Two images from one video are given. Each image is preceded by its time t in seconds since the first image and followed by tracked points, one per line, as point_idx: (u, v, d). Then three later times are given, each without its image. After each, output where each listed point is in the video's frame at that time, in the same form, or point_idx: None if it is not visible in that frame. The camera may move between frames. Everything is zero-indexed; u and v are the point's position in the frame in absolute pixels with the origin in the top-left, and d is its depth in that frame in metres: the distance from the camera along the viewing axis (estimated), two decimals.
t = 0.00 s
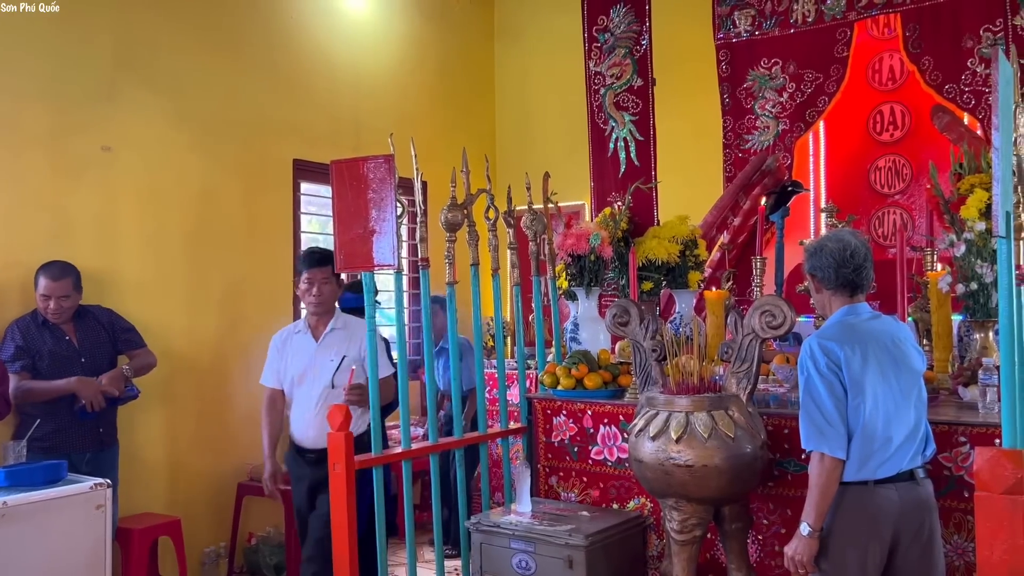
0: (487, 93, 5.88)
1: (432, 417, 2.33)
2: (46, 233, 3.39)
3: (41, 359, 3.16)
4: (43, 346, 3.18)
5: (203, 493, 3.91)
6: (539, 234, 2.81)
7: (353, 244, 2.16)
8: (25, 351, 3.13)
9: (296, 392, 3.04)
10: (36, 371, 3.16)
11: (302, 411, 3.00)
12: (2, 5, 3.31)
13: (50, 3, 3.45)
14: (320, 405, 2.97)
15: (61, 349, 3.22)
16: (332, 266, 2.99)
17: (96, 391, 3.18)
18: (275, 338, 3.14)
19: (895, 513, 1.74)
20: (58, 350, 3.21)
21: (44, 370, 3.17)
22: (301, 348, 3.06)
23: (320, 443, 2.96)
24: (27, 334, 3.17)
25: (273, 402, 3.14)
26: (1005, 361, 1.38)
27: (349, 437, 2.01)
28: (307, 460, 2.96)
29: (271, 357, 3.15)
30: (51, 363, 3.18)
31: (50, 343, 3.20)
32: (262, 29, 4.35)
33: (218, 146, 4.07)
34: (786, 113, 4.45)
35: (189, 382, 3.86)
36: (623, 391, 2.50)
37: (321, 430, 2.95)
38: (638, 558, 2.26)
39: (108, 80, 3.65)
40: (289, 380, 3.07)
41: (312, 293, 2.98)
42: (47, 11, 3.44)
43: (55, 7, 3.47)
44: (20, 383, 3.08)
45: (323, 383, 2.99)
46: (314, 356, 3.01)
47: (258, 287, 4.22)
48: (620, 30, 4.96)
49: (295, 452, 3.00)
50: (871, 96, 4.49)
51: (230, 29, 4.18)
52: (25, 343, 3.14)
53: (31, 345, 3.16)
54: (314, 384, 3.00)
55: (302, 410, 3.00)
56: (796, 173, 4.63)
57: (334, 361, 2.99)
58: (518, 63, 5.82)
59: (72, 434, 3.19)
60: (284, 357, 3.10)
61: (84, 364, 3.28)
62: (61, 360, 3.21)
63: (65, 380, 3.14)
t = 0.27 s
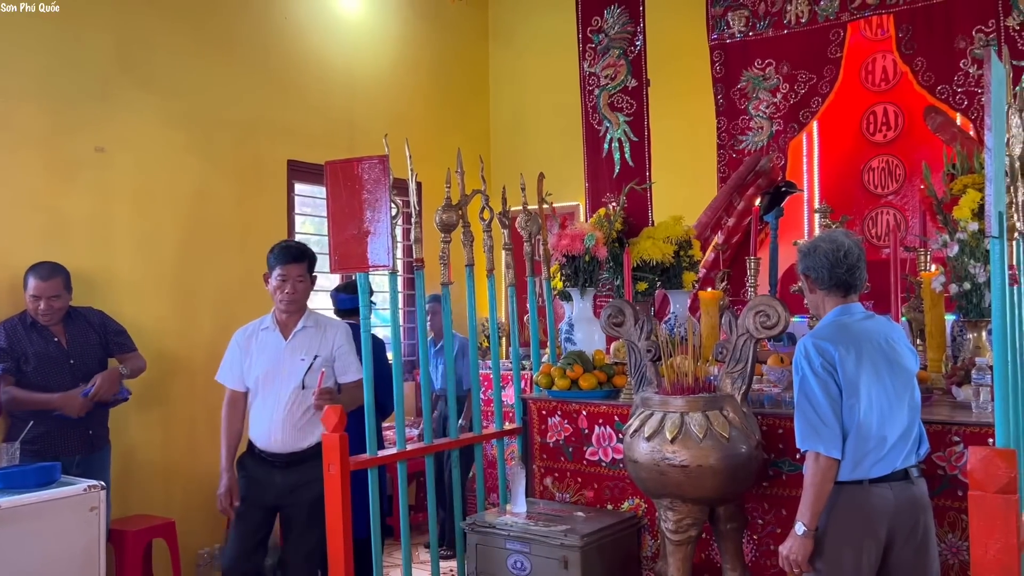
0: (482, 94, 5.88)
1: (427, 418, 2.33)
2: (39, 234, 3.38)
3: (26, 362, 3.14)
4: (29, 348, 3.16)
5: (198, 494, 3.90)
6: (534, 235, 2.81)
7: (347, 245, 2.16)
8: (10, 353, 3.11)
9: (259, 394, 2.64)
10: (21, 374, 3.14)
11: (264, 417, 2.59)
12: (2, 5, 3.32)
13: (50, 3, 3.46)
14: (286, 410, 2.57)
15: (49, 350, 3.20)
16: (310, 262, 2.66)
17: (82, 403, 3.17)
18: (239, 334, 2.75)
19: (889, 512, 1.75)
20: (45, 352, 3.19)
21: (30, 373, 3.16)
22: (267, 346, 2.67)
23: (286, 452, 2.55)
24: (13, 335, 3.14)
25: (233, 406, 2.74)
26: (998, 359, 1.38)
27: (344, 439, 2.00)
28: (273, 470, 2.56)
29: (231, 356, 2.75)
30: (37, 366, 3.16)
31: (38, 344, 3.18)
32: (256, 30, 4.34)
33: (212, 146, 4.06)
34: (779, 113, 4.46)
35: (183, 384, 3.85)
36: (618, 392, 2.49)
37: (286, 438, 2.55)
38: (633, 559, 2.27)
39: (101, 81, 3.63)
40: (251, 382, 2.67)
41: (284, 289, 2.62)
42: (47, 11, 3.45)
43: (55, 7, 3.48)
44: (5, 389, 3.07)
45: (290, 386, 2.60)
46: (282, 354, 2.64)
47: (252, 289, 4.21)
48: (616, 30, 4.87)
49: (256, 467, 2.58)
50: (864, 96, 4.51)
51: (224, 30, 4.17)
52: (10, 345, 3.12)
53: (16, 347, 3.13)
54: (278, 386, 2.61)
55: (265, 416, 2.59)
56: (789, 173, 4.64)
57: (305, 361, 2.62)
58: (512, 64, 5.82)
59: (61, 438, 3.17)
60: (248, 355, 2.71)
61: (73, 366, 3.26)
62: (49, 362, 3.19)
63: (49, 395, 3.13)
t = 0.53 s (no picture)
0: (473, 95, 5.88)
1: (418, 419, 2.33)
2: (29, 235, 3.36)
3: (11, 364, 3.13)
4: (15, 350, 3.15)
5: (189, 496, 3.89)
6: (526, 236, 2.81)
7: (339, 246, 2.16)
8: None
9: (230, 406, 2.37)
10: (6, 376, 3.12)
11: (238, 431, 2.34)
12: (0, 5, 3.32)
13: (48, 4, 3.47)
14: (264, 423, 2.35)
15: (35, 352, 3.19)
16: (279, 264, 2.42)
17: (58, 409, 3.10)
18: (196, 340, 2.42)
19: (879, 511, 1.76)
20: (31, 354, 3.18)
21: (15, 376, 3.14)
22: (234, 353, 2.40)
23: (262, 465, 2.34)
24: None
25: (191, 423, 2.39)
26: (986, 359, 1.38)
27: (335, 440, 2.00)
28: (242, 487, 2.32)
29: (187, 365, 2.41)
30: (22, 368, 3.15)
31: (24, 346, 3.17)
32: (247, 30, 4.33)
33: (202, 147, 4.05)
34: (770, 114, 4.48)
35: (174, 385, 3.83)
36: (609, 393, 2.50)
37: (265, 451, 2.34)
38: (624, 559, 2.27)
39: (91, 81, 3.62)
40: (219, 393, 2.38)
41: (256, 293, 2.37)
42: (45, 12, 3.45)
43: (55, 7, 3.49)
44: None
45: (266, 396, 2.37)
46: (253, 362, 2.40)
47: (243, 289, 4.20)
48: (605, 33, 5.10)
49: (221, 488, 2.32)
50: (854, 98, 4.51)
51: (215, 30, 4.16)
52: None
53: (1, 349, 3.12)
54: (252, 397, 2.37)
55: (239, 429, 2.34)
56: (780, 174, 4.65)
57: (280, 369, 2.42)
58: (504, 64, 5.82)
59: (49, 444, 3.16)
60: (211, 365, 2.39)
61: (60, 368, 3.25)
62: (34, 364, 3.18)
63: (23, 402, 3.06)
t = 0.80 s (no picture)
0: (463, 95, 5.88)
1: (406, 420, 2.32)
2: (14, 236, 3.33)
3: None
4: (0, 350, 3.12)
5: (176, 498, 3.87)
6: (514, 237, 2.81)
7: (326, 246, 2.15)
8: None
9: (198, 415, 2.19)
10: None
11: (207, 440, 2.18)
12: (2, 5, 3.35)
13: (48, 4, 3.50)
14: (234, 431, 2.22)
15: (20, 352, 3.17)
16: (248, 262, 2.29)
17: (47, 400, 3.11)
18: (153, 342, 2.20)
19: (864, 510, 1.76)
20: (16, 354, 3.15)
21: None
22: (198, 358, 2.22)
23: (233, 475, 2.21)
24: None
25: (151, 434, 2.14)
26: (970, 360, 1.38)
27: (323, 441, 1.99)
28: (205, 501, 2.18)
29: (140, 370, 2.18)
30: (8, 368, 3.12)
31: (9, 347, 3.14)
32: (235, 30, 4.32)
33: (190, 147, 4.03)
34: (758, 115, 4.49)
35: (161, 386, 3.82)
36: (597, 393, 2.50)
37: (236, 461, 2.21)
38: (612, 559, 2.27)
39: (77, 81, 3.59)
40: (183, 401, 2.19)
41: (229, 292, 2.23)
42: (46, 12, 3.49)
43: (55, 7, 3.53)
44: None
45: (236, 403, 2.24)
46: (219, 367, 2.24)
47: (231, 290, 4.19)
48: (594, 33, 5.11)
49: (183, 507, 2.15)
50: (841, 98, 4.54)
51: (202, 30, 4.14)
52: None
53: None
54: (219, 404, 2.22)
55: (209, 439, 2.18)
56: (768, 175, 4.67)
57: (247, 374, 2.29)
58: (493, 65, 5.82)
59: (35, 446, 3.13)
60: (171, 369, 2.19)
61: (45, 368, 3.23)
62: (20, 364, 3.15)
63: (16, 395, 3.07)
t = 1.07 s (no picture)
0: (450, 94, 5.87)
1: (393, 420, 2.31)
2: None
3: None
4: None
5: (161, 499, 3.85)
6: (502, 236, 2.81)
7: (312, 246, 2.14)
8: None
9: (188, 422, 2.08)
10: None
11: (198, 448, 2.08)
12: (3, 5, 3.38)
13: (49, 4, 3.53)
14: (224, 438, 2.13)
15: (8, 354, 3.14)
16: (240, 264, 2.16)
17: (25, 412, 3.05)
18: (137, 345, 2.05)
19: (848, 509, 1.77)
20: (4, 357, 3.13)
21: None
22: (185, 362, 2.10)
23: (223, 483, 2.13)
24: None
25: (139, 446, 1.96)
26: (952, 359, 1.39)
27: (309, 442, 1.99)
28: (202, 512, 2.08)
29: (123, 375, 2.02)
30: None
31: None
32: (221, 29, 4.30)
33: (175, 147, 4.02)
34: (744, 115, 4.50)
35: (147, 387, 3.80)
36: (584, 392, 2.51)
37: (227, 468, 2.13)
38: (599, 558, 2.28)
39: (61, 79, 3.57)
40: (170, 408, 2.06)
41: (221, 295, 2.11)
42: (46, 12, 3.52)
43: (59, 7, 3.58)
44: None
45: (225, 408, 2.14)
46: (208, 371, 2.13)
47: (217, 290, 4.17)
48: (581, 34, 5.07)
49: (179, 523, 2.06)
50: (827, 99, 4.57)
51: (188, 29, 4.13)
52: None
53: None
54: (209, 410, 2.11)
55: (199, 447, 2.08)
56: (754, 175, 4.69)
57: (235, 378, 2.20)
58: (481, 64, 5.82)
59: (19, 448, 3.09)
60: (157, 375, 2.06)
61: (32, 371, 3.21)
62: (8, 366, 3.14)
63: None
